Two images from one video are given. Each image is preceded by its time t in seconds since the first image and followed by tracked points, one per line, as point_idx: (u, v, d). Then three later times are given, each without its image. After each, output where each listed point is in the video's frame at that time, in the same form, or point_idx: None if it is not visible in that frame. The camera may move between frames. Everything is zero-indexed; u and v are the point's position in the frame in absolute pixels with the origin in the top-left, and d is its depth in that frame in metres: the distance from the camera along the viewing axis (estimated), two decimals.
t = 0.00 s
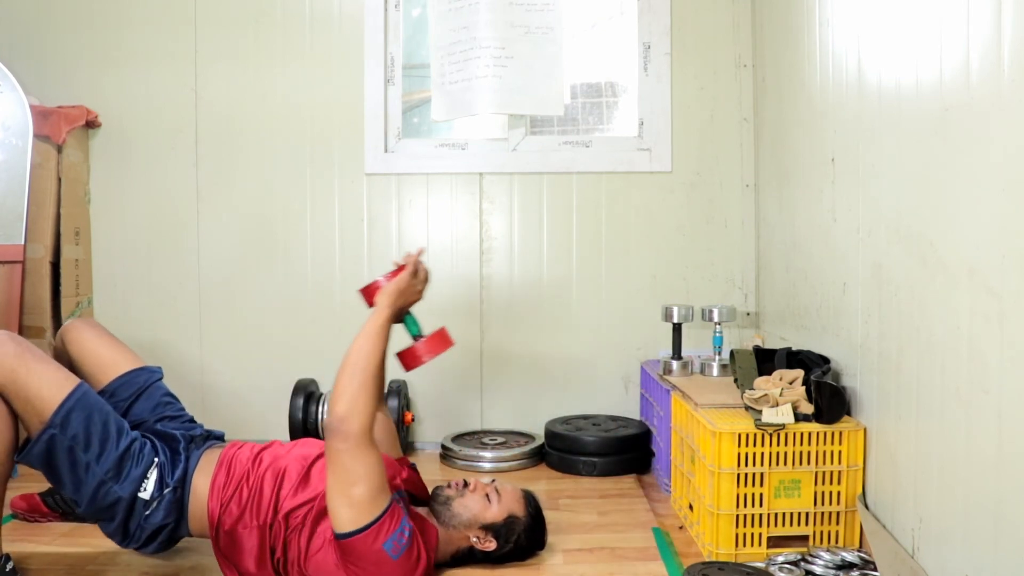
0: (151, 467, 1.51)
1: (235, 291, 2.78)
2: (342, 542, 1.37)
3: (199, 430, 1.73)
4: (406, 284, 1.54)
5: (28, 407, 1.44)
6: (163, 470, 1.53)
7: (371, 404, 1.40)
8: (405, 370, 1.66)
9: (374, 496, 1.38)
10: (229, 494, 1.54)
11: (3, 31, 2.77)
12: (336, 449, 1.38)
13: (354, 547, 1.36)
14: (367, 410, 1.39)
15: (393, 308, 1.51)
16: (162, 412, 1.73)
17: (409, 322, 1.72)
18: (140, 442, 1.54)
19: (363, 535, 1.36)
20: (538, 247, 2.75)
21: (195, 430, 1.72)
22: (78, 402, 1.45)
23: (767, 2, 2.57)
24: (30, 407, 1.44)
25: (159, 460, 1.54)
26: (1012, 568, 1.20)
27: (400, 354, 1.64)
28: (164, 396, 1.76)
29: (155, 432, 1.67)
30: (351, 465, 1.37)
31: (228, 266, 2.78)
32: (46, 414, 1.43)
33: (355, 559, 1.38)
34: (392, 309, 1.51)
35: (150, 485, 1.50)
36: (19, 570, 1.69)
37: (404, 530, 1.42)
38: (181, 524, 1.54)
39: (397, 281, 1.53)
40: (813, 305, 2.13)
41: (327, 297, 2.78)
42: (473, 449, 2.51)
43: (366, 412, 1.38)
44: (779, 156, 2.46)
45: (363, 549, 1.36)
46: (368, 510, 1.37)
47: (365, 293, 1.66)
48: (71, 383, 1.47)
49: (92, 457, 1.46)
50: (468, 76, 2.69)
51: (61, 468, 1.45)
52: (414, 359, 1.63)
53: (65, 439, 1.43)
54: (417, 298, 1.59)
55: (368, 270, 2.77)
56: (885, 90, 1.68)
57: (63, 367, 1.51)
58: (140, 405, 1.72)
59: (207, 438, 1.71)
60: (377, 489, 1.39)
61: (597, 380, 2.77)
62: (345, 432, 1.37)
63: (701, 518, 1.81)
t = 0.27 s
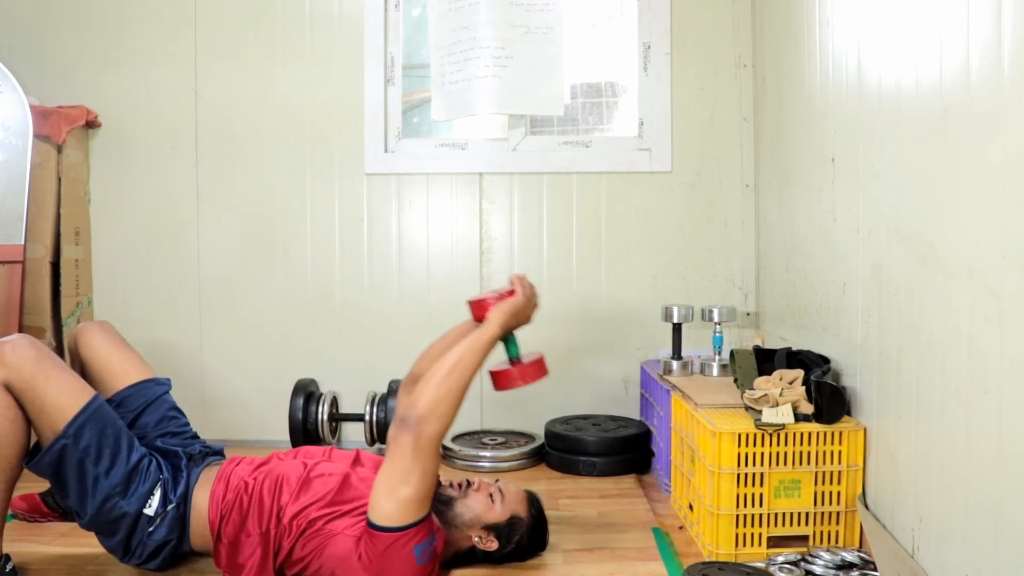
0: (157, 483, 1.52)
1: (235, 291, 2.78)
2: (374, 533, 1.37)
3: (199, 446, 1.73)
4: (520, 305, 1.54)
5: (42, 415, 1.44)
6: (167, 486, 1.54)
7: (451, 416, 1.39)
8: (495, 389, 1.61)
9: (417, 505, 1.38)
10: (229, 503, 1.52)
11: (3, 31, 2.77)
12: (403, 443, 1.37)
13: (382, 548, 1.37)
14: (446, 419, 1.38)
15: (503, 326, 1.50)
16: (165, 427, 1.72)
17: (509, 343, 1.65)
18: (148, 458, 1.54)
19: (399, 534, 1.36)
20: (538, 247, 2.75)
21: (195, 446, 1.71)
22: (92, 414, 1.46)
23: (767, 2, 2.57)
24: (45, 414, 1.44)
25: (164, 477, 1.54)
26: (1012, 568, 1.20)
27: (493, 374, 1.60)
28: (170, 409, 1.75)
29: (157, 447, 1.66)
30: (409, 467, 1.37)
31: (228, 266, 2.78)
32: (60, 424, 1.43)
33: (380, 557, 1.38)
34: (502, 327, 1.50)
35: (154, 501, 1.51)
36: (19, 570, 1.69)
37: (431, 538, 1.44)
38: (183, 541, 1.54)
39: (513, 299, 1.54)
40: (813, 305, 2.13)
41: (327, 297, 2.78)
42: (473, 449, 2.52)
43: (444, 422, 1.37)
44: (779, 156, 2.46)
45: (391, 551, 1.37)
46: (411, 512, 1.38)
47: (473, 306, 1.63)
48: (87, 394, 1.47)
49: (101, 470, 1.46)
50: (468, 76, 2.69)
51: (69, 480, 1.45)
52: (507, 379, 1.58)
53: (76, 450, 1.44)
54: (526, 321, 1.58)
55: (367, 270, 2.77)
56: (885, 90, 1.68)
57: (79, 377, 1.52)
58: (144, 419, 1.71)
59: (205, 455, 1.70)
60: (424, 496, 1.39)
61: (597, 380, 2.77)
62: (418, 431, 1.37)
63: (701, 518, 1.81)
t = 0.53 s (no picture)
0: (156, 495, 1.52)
1: (235, 291, 2.78)
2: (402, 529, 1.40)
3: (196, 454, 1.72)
4: (607, 354, 1.49)
5: (48, 421, 1.44)
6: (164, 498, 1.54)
7: (512, 448, 1.40)
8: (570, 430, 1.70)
9: (452, 521, 1.40)
10: (227, 510, 1.53)
11: (3, 31, 2.77)
12: (461, 457, 1.38)
13: (398, 556, 1.40)
14: (507, 448, 1.39)
15: (589, 372, 1.46)
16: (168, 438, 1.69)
17: (587, 389, 1.66)
18: (149, 469, 1.54)
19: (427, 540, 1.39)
20: (538, 247, 2.75)
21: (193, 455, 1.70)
22: (97, 425, 1.45)
23: (767, 3, 2.57)
24: (51, 421, 1.44)
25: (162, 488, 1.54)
26: (1012, 568, 1.20)
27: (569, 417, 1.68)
28: (178, 421, 1.73)
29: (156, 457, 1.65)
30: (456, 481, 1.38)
31: (228, 266, 2.78)
32: (64, 433, 1.43)
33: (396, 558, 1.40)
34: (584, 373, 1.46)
35: (152, 513, 1.51)
36: (19, 571, 1.69)
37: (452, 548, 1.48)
38: (179, 552, 1.55)
39: (602, 347, 1.49)
40: (813, 305, 2.13)
41: (327, 298, 2.78)
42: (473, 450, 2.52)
43: (506, 451, 1.39)
44: (779, 156, 2.46)
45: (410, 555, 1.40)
46: (446, 525, 1.39)
47: (557, 344, 1.56)
48: (94, 405, 1.47)
49: (103, 481, 1.45)
50: (468, 76, 2.69)
51: (70, 489, 1.44)
52: (582, 425, 1.66)
53: (79, 459, 1.43)
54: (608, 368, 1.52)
55: (367, 270, 2.77)
56: (885, 90, 1.68)
57: (88, 386, 1.51)
58: (150, 428, 1.69)
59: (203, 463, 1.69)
60: (460, 515, 1.40)
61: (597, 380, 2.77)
62: (480, 452, 1.37)
63: (701, 518, 1.81)
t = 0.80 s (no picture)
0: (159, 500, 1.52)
1: (235, 291, 2.78)
2: (430, 534, 1.41)
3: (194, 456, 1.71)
4: (670, 429, 1.59)
5: (53, 428, 1.42)
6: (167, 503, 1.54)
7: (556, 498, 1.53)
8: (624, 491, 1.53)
9: (480, 539, 1.42)
10: (232, 510, 1.53)
11: (3, 31, 2.77)
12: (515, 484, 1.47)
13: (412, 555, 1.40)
14: (557, 492, 1.52)
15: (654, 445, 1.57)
16: (164, 440, 1.69)
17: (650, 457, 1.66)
18: (152, 475, 1.54)
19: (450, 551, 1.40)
20: (538, 247, 2.75)
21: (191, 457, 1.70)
22: (103, 432, 1.44)
23: (767, 3, 2.57)
24: (56, 429, 1.42)
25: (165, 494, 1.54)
26: (1012, 568, 1.20)
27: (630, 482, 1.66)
28: (172, 422, 1.72)
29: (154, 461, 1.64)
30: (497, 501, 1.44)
31: (228, 266, 2.78)
32: (70, 441, 1.42)
33: (412, 559, 1.40)
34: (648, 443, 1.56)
35: (156, 519, 1.51)
36: (19, 570, 1.69)
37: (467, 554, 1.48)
38: (182, 556, 1.55)
39: (667, 420, 1.59)
40: (813, 305, 2.13)
41: (327, 298, 2.78)
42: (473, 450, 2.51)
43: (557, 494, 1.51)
44: (779, 156, 2.46)
45: (422, 555, 1.40)
46: (474, 543, 1.42)
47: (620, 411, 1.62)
48: (100, 413, 1.46)
49: (108, 488, 1.45)
50: (468, 76, 2.69)
51: (74, 496, 1.43)
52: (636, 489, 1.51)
53: (85, 466, 1.42)
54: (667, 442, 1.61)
55: (367, 270, 2.77)
56: (885, 90, 1.68)
57: (94, 393, 1.50)
58: (146, 431, 1.69)
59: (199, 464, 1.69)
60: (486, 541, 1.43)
61: (597, 380, 2.77)
62: (536, 485, 1.49)
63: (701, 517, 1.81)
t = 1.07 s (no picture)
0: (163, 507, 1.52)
1: (235, 292, 2.78)
2: (438, 537, 1.42)
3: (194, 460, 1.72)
4: (683, 461, 1.75)
5: (57, 436, 1.42)
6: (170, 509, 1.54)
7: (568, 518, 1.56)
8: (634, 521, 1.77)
9: (490, 547, 1.43)
10: (236, 511, 1.53)
11: (3, 30, 2.77)
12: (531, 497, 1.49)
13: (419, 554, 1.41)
14: (569, 512, 1.55)
15: (665, 476, 1.70)
16: (165, 444, 1.69)
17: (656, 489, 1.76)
18: (155, 482, 1.54)
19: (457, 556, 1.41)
20: (538, 247, 2.75)
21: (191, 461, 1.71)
22: (108, 439, 1.44)
23: (767, 3, 2.57)
24: (60, 436, 1.42)
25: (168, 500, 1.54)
26: (1012, 568, 1.20)
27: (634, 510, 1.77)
28: (172, 426, 1.73)
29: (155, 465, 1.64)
30: (510, 511, 1.46)
31: (228, 266, 2.78)
32: (74, 448, 1.42)
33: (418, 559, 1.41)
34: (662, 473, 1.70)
35: (158, 525, 1.51)
36: (19, 570, 1.69)
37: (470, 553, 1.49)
38: (184, 562, 1.55)
39: (681, 453, 1.74)
40: (813, 306, 2.13)
41: (327, 298, 2.78)
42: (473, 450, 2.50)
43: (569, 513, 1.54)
44: (779, 156, 2.46)
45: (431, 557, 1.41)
46: (482, 551, 1.43)
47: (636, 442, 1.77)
48: (105, 421, 1.45)
49: (112, 494, 1.45)
50: (468, 76, 2.69)
51: (78, 502, 1.43)
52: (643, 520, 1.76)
53: (89, 474, 1.42)
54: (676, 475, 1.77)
55: (367, 270, 2.77)
56: (885, 90, 1.68)
57: (98, 400, 1.49)
58: (146, 434, 1.69)
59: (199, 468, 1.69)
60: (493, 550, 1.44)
61: (597, 380, 2.77)
62: (552, 502, 1.51)
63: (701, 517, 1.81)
